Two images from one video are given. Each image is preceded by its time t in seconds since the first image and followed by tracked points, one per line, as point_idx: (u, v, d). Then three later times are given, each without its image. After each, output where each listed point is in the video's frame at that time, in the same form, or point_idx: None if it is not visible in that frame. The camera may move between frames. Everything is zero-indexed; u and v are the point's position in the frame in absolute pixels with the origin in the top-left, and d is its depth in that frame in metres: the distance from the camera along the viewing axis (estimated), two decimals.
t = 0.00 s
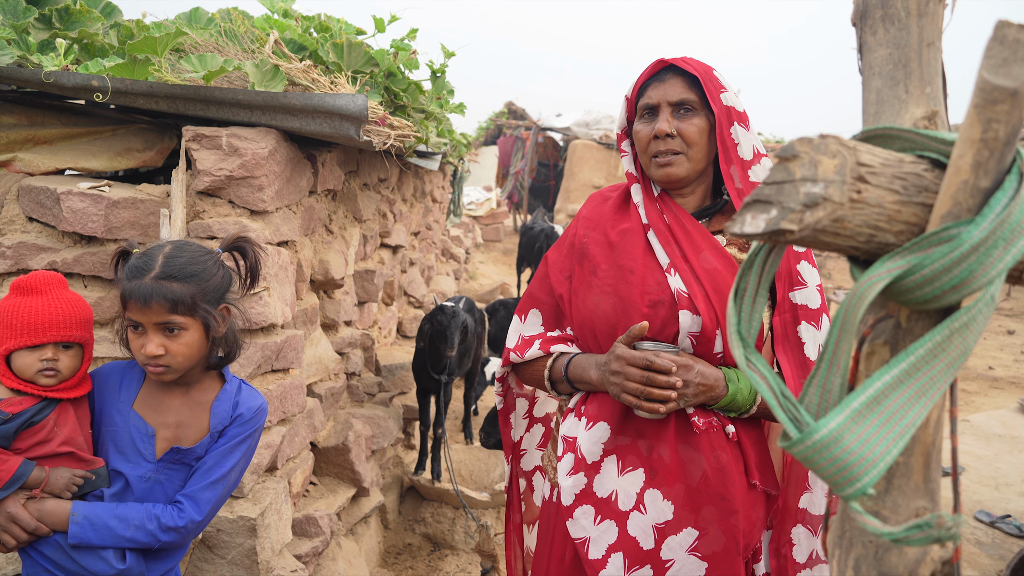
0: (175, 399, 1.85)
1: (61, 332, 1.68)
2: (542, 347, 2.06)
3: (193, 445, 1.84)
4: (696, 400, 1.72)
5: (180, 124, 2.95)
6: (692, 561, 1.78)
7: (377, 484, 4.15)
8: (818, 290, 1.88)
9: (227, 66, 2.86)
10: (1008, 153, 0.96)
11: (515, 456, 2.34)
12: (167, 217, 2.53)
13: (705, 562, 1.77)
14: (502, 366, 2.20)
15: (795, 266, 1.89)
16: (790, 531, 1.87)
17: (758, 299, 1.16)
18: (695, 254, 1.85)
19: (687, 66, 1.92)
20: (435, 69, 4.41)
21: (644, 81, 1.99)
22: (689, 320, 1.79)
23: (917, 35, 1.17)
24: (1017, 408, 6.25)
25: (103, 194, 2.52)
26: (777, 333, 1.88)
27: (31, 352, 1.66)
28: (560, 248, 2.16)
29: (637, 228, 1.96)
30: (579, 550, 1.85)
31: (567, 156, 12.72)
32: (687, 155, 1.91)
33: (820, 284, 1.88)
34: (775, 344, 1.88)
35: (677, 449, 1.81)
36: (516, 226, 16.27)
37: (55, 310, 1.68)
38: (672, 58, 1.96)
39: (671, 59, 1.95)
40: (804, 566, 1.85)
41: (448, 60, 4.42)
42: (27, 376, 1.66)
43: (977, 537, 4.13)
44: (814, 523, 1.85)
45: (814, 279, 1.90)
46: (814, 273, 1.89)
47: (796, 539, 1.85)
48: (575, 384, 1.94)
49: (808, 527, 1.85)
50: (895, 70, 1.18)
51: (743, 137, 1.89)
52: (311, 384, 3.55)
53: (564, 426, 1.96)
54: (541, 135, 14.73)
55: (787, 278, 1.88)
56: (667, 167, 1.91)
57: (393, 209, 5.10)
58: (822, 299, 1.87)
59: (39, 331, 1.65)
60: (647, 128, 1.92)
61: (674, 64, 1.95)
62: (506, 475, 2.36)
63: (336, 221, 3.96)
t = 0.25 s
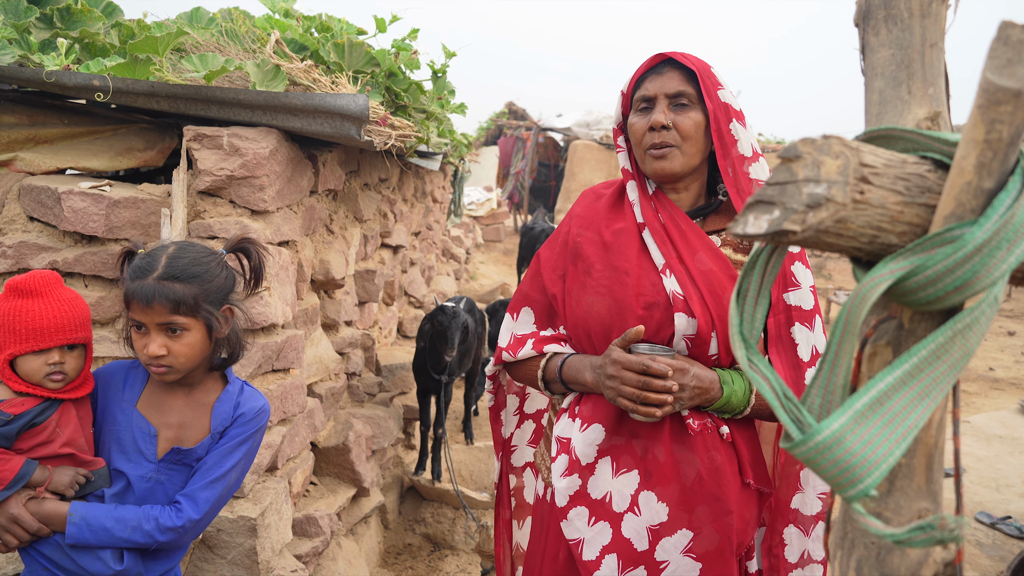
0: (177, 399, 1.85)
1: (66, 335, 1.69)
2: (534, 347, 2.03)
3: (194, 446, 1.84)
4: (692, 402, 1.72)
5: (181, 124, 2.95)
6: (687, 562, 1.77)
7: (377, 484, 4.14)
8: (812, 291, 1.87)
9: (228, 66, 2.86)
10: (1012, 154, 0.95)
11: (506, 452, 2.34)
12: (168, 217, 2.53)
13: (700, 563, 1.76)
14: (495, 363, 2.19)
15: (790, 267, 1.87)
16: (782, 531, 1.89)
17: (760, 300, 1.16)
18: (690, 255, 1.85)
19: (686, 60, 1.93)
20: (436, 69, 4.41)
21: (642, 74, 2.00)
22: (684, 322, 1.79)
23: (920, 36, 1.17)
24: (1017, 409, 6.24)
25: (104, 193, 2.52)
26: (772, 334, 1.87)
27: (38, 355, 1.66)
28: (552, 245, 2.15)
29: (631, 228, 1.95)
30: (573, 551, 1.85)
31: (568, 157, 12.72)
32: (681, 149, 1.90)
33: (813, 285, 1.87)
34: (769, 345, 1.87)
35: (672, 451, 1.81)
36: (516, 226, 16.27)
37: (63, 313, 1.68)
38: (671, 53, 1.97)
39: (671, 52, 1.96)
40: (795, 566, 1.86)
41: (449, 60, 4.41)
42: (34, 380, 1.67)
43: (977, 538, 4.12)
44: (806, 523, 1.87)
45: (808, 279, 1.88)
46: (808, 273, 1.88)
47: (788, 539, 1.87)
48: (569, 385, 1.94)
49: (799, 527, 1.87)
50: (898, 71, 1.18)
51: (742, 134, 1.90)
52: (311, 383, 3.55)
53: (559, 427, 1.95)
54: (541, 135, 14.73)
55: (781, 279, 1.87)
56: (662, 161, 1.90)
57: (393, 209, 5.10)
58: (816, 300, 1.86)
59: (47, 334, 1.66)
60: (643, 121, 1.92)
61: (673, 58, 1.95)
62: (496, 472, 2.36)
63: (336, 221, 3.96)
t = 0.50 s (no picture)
0: (179, 399, 1.85)
1: (70, 339, 1.70)
2: (525, 349, 2.03)
3: (198, 443, 1.84)
4: (686, 404, 1.72)
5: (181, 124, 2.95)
6: (682, 562, 1.78)
7: (377, 485, 4.14)
8: (801, 289, 1.88)
9: (229, 66, 2.86)
10: (1012, 154, 0.95)
11: (492, 452, 2.34)
12: (169, 217, 2.53)
13: (694, 562, 1.78)
14: (484, 365, 2.18)
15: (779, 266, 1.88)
16: (773, 527, 1.91)
17: (761, 299, 1.16)
18: (682, 257, 1.86)
19: (675, 59, 1.93)
20: (436, 69, 4.41)
21: (631, 73, 1.99)
22: (677, 325, 1.79)
23: (920, 36, 1.17)
24: (1018, 409, 6.24)
25: (104, 194, 2.52)
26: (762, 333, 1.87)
27: (42, 360, 1.66)
28: (541, 245, 2.15)
29: (622, 230, 1.95)
30: (568, 553, 1.85)
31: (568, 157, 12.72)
32: (670, 150, 1.90)
33: (802, 282, 1.88)
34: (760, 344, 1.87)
35: (666, 452, 1.81)
36: (517, 227, 16.27)
37: (67, 317, 1.69)
38: (661, 51, 1.97)
39: (660, 52, 1.95)
40: (786, 561, 1.89)
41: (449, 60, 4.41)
42: (38, 384, 1.67)
43: (977, 539, 4.12)
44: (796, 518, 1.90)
45: (796, 277, 1.88)
46: (797, 271, 1.88)
47: (778, 534, 1.89)
48: (561, 387, 1.94)
49: (790, 523, 1.89)
50: (898, 71, 1.18)
51: (731, 134, 1.91)
52: (311, 384, 3.55)
53: (551, 430, 1.94)
54: (542, 136, 14.73)
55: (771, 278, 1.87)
56: (652, 163, 1.90)
57: (393, 209, 5.10)
58: (805, 297, 1.87)
59: (52, 339, 1.66)
60: (633, 121, 1.91)
61: (662, 57, 1.95)
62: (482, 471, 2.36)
63: (337, 221, 3.96)
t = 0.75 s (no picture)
0: (179, 399, 1.85)
1: (74, 344, 1.71)
2: (510, 357, 2.06)
3: (198, 446, 1.84)
4: (672, 407, 1.75)
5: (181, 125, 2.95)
6: (667, 567, 1.82)
7: (377, 486, 4.14)
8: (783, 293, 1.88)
9: (228, 67, 2.87)
10: (1011, 156, 0.96)
11: (478, 465, 2.37)
12: (168, 218, 2.53)
13: (680, 567, 1.81)
14: (467, 374, 2.20)
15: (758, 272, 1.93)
16: (760, 530, 1.95)
17: (760, 301, 1.16)
18: (665, 262, 1.89)
19: (653, 71, 1.98)
20: (437, 70, 4.41)
21: (610, 84, 2.04)
22: (663, 329, 1.82)
23: (919, 37, 1.17)
24: (1018, 411, 6.24)
25: (104, 194, 2.52)
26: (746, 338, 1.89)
27: (45, 366, 1.66)
28: (524, 254, 2.16)
29: (605, 236, 1.97)
30: (552, 557, 1.88)
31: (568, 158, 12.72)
32: (650, 160, 1.95)
33: (785, 286, 1.88)
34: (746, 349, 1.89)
35: (651, 457, 1.84)
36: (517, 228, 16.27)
37: (70, 322, 1.70)
38: (638, 63, 2.01)
39: (637, 63, 2.00)
40: (773, 562, 1.94)
41: (449, 61, 4.41)
42: (42, 389, 1.67)
43: (977, 540, 4.12)
44: (783, 520, 1.94)
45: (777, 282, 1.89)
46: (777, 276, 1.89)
47: (766, 537, 1.94)
48: (546, 394, 1.95)
49: (777, 525, 1.94)
50: (897, 73, 1.18)
51: (708, 143, 1.97)
52: (311, 385, 3.55)
53: (535, 433, 1.96)
54: (542, 137, 14.73)
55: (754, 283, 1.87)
56: (633, 174, 1.96)
57: (393, 210, 5.11)
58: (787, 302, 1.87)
59: (56, 345, 1.67)
60: (613, 133, 1.97)
61: (640, 69, 2.00)
62: (470, 484, 2.38)
63: (337, 222, 3.96)
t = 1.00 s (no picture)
0: (179, 400, 1.85)
1: (70, 347, 1.70)
2: (490, 364, 2.09)
3: (199, 447, 1.84)
4: (656, 412, 1.80)
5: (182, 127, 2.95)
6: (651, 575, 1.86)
7: (377, 487, 4.13)
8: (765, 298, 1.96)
9: (229, 68, 2.87)
10: (1012, 157, 0.96)
11: (463, 476, 2.41)
12: (168, 219, 2.53)
13: None
14: (452, 385, 2.22)
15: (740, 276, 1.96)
16: (742, 537, 2.02)
17: (760, 302, 1.16)
18: (648, 269, 1.96)
19: (629, 81, 2.04)
20: (437, 72, 4.41)
21: (587, 95, 2.10)
22: (647, 333, 1.89)
23: (920, 39, 1.18)
24: (1018, 413, 6.23)
25: (105, 195, 2.52)
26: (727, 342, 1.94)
27: (42, 370, 1.66)
28: (509, 264, 2.21)
29: (589, 244, 2.03)
30: (536, 563, 1.94)
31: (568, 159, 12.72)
32: (631, 166, 2.00)
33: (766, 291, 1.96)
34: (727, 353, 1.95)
35: (635, 463, 1.90)
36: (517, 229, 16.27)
37: (65, 325, 1.69)
38: (615, 74, 2.08)
39: (614, 74, 2.07)
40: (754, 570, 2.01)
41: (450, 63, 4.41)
42: (39, 393, 1.67)
43: (978, 542, 4.11)
44: (763, 528, 2.02)
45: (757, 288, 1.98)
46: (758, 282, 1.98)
47: (748, 545, 2.01)
48: (527, 399, 1.99)
49: (758, 533, 2.01)
50: (898, 74, 1.19)
51: (687, 150, 2.04)
52: (311, 386, 3.55)
53: (519, 440, 2.01)
54: (542, 138, 14.73)
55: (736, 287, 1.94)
56: (613, 180, 2.01)
57: (394, 212, 5.11)
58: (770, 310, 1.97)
59: (52, 349, 1.66)
60: (592, 141, 2.02)
61: (617, 80, 2.06)
62: (454, 495, 2.42)
63: (337, 223, 3.96)
